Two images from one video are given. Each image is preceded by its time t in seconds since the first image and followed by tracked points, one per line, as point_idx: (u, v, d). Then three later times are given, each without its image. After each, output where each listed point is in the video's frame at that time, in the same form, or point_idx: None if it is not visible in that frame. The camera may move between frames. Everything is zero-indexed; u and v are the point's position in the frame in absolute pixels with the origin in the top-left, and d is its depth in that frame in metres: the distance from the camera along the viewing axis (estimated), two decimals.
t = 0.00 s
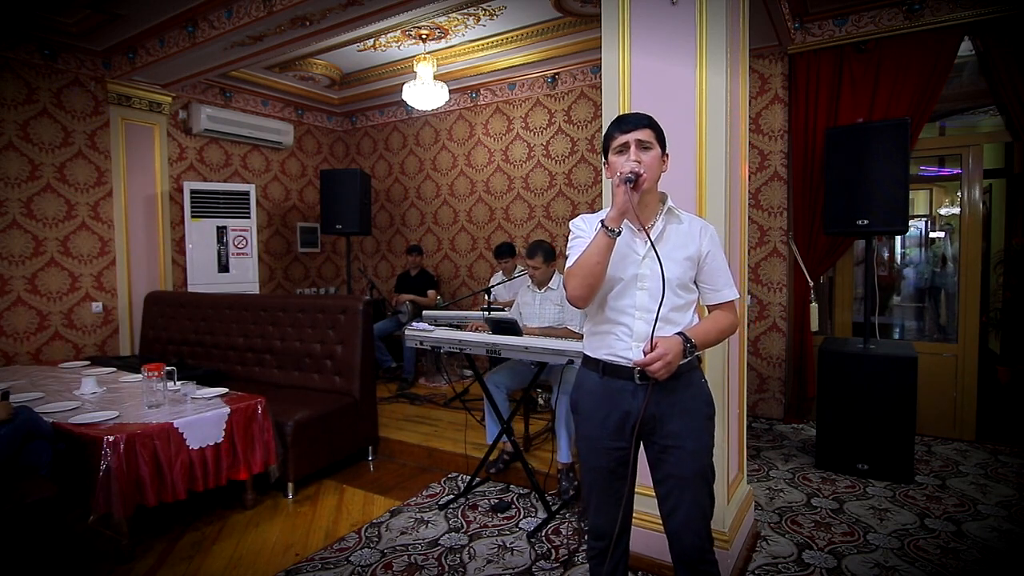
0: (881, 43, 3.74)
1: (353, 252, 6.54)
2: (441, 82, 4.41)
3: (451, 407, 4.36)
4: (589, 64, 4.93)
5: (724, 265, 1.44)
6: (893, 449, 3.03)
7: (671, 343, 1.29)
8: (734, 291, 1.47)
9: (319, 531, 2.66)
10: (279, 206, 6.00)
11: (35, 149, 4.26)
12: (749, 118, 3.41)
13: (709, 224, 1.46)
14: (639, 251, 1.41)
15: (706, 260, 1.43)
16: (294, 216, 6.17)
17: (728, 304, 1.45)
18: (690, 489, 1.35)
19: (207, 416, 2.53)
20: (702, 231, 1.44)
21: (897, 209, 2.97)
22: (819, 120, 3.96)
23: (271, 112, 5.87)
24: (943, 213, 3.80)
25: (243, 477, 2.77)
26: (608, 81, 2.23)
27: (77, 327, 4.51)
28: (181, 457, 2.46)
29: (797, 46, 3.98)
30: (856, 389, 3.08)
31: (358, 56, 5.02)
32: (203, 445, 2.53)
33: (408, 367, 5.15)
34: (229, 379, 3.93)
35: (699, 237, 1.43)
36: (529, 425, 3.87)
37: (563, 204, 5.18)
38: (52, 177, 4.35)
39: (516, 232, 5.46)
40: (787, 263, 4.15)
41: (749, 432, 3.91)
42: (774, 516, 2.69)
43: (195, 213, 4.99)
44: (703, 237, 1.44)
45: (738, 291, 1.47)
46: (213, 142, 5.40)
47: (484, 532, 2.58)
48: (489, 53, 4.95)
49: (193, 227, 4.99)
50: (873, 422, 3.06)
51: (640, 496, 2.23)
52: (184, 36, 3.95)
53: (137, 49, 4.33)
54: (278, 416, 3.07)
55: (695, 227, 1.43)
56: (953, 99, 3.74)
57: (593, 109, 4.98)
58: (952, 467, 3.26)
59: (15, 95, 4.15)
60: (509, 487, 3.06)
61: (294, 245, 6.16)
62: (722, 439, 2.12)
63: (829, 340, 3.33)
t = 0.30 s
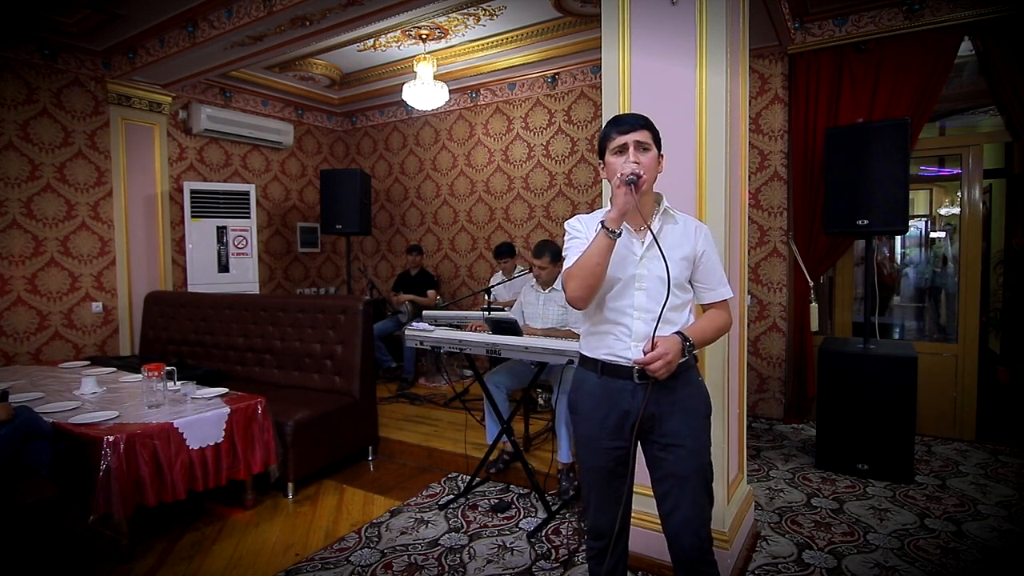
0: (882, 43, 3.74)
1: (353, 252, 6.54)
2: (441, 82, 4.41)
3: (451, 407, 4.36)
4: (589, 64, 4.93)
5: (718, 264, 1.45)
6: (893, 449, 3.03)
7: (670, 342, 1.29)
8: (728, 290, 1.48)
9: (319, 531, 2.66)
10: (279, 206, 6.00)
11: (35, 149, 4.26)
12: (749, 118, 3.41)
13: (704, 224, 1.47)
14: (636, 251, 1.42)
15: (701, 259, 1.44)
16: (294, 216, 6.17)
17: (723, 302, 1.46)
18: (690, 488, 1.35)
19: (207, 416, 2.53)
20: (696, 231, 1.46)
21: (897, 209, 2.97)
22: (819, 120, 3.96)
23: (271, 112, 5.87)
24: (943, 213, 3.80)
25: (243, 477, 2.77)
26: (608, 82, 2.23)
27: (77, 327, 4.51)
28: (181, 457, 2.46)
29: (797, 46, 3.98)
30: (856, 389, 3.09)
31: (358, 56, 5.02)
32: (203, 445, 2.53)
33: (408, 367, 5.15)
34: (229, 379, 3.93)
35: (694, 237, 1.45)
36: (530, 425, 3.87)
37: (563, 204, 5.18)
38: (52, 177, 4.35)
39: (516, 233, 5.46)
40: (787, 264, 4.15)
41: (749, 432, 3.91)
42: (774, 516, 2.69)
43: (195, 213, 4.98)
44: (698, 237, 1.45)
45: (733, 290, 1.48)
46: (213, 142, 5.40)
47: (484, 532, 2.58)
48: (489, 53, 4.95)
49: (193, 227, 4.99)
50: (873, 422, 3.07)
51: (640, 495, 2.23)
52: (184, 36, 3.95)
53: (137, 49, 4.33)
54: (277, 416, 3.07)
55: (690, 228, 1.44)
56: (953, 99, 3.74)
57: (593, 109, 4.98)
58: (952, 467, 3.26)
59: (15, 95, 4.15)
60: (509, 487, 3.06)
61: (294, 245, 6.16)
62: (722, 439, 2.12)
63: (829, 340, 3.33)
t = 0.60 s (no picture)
0: (882, 43, 3.74)
1: (353, 252, 6.54)
2: (441, 82, 4.41)
3: (451, 407, 4.36)
4: (589, 64, 4.93)
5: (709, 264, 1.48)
6: (893, 449, 3.03)
7: (670, 342, 1.30)
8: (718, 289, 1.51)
9: (319, 531, 2.66)
10: (279, 206, 6.00)
11: (35, 149, 4.26)
12: (749, 118, 3.41)
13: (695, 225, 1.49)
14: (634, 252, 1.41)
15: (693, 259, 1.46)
16: (294, 216, 6.17)
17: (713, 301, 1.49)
18: (689, 487, 1.35)
19: (207, 416, 2.53)
20: (689, 232, 1.47)
21: (897, 209, 2.97)
22: (819, 120, 3.96)
23: (271, 112, 5.87)
24: (943, 214, 3.80)
25: (243, 477, 2.77)
26: (608, 83, 2.23)
27: (77, 327, 4.51)
28: (181, 457, 2.46)
29: (797, 46, 3.98)
30: (856, 389, 3.08)
31: (358, 56, 5.02)
32: (203, 445, 2.53)
33: (408, 367, 5.16)
34: (230, 379, 3.93)
35: (688, 237, 1.46)
36: (530, 425, 3.87)
37: (563, 204, 5.18)
38: (52, 177, 4.35)
39: (516, 233, 5.46)
40: (787, 264, 4.15)
41: (749, 432, 3.91)
42: (774, 516, 2.69)
43: (195, 213, 4.98)
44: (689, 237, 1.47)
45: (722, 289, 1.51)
46: (213, 142, 5.40)
47: (484, 531, 2.58)
48: (489, 53, 4.95)
49: (194, 227, 4.99)
50: (873, 422, 3.07)
51: (637, 495, 2.23)
52: (184, 36, 3.95)
53: (137, 49, 4.33)
54: (277, 416, 3.07)
55: (682, 228, 1.46)
56: (954, 99, 3.74)
57: (593, 109, 4.98)
58: (952, 467, 3.26)
59: (15, 95, 4.15)
60: (509, 487, 3.07)
61: (294, 245, 6.17)
62: (722, 440, 2.12)
63: (829, 340, 3.33)
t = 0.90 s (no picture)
0: (882, 43, 3.74)
1: (353, 252, 6.54)
2: (441, 82, 4.41)
3: (451, 407, 4.36)
4: (589, 64, 4.93)
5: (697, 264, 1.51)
6: (893, 449, 3.03)
7: (668, 342, 1.33)
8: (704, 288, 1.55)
9: (319, 531, 2.66)
10: (279, 206, 6.00)
11: (35, 149, 4.26)
12: (749, 118, 3.40)
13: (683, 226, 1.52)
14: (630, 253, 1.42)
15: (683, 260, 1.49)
16: (294, 216, 6.17)
17: (700, 301, 1.53)
18: (686, 485, 1.36)
19: (207, 416, 2.53)
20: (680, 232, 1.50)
21: (897, 209, 2.97)
22: (819, 120, 3.96)
23: (271, 112, 5.87)
24: (943, 213, 3.80)
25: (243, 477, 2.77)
26: (608, 83, 2.23)
27: (77, 327, 4.51)
28: (181, 458, 2.46)
29: (797, 46, 3.98)
30: (856, 389, 3.08)
31: (358, 56, 5.02)
32: (203, 445, 2.53)
33: (408, 367, 5.16)
34: (230, 379, 3.93)
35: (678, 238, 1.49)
36: (530, 425, 3.87)
37: (563, 204, 5.18)
38: (52, 177, 4.35)
39: (516, 233, 5.46)
40: (787, 264, 4.15)
41: (749, 432, 3.91)
42: (774, 516, 2.69)
43: (195, 213, 4.98)
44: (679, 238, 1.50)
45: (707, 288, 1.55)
46: (213, 142, 5.40)
47: (484, 532, 2.58)
48: (489, 53, 4.95)
49: (193, 227, 4.99)
50: (873, 422, 3.07)
51: (633, 494, 2.24)
52: (184, 36, 3.95)
53: (137, 49, 4.33)
54: (277, 416, 3.07)
55: (674, 229, 1.49)
56: (954, 99, 3.73)
57: (593, 109, 4.98)
58: (953, 467, 3.26)
59: (15, 95, 4.15)
60: (509, 487, 3.07)
61: (294, 245, 6.17)
62: (722, 440, 2.11)
63: (829, 341, 3.33)
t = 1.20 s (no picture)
0: (882, 43, 3.74)
1: (353, 252, 6.54)
2: (441, 82, 4.41)
3: (451, 407, 4.36)
4: (589, 64, 4.93)
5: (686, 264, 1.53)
6: (893, 449, 3.03)
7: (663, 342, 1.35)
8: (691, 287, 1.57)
9: (319, 531, 2.66)
10: (279, 206, 6.00)
11: (35, 149, 4.26)
12: (749, 118, 3.40)
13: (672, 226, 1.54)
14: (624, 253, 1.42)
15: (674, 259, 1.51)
16: (294, 216, 6.17)
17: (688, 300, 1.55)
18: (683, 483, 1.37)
19: (207, 416, 2.53)
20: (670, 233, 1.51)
21: (897, 209, 2.97)
22: (818, 120, 3.96)
23: (271, 112, 5.87)
24: (943, 214, 3.80)
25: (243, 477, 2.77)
26: (608, 83, 2.23)
27: (77, 327, 4.51)
28: (181, 457, 2.46)
29: (797, 46, 3.98)
30: (856, 389, 3.08)
31: (358, 56, 5.02)
32: (203, 445, 2.53)
33: (409, 367, 5.16)
34: (230, 379, 3.93)
35: (669, 239, 1.50)
36: (530, 425, 3.87)
37: (563, 204, 5.18)
38: (52, 177, 4.35)
39: (516, 233, 5.46)
40: (787, 264, 4.15)
41: (749, 432, 3.91)
42: (774, 516, 2.69)
43: (195, 213, 4.98)
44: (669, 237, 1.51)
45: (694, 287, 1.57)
46: (213, 142, 5.40)
47: (484, 532, 2.58)
48: (489, 53, 4.95)
49: (194, 227, 4.99)
50: (873, 422, 3.07)
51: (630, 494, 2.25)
52: (184, 36, 3.95)
53: (137, 49, 4.33)
54: (277, 416, 3.07)
55: (665, 231, 1.50)
56: (954, 99, 3.73)
57: (593, 109, 4.98)
58: (953, 467, 3.26)
59: (15, 95, 4.15)
60: (509, 487, 3.07)
61: (294, 245, 6.17)
62: (722, 441, 2.11)
63: (829, 341, 3.33)
